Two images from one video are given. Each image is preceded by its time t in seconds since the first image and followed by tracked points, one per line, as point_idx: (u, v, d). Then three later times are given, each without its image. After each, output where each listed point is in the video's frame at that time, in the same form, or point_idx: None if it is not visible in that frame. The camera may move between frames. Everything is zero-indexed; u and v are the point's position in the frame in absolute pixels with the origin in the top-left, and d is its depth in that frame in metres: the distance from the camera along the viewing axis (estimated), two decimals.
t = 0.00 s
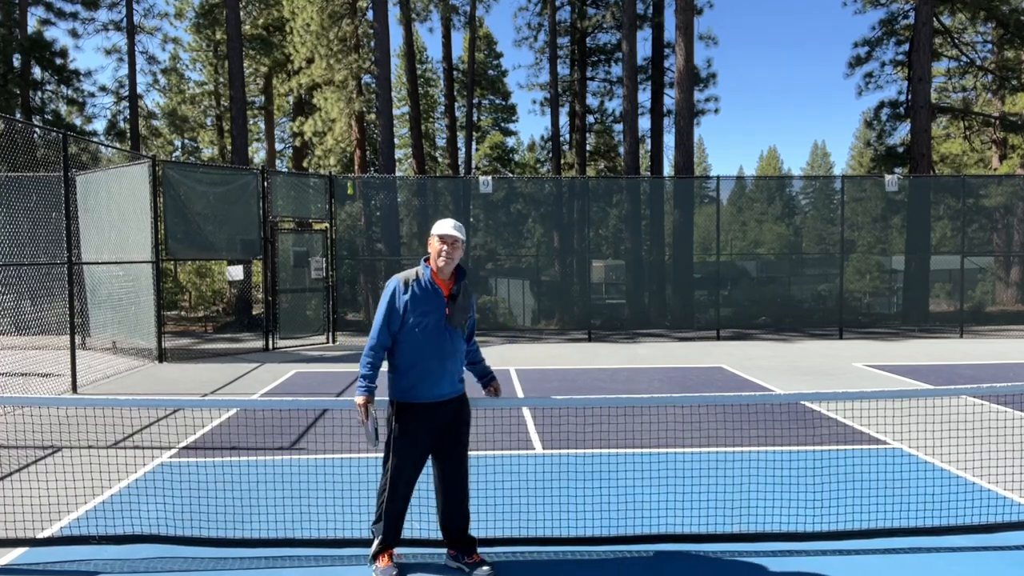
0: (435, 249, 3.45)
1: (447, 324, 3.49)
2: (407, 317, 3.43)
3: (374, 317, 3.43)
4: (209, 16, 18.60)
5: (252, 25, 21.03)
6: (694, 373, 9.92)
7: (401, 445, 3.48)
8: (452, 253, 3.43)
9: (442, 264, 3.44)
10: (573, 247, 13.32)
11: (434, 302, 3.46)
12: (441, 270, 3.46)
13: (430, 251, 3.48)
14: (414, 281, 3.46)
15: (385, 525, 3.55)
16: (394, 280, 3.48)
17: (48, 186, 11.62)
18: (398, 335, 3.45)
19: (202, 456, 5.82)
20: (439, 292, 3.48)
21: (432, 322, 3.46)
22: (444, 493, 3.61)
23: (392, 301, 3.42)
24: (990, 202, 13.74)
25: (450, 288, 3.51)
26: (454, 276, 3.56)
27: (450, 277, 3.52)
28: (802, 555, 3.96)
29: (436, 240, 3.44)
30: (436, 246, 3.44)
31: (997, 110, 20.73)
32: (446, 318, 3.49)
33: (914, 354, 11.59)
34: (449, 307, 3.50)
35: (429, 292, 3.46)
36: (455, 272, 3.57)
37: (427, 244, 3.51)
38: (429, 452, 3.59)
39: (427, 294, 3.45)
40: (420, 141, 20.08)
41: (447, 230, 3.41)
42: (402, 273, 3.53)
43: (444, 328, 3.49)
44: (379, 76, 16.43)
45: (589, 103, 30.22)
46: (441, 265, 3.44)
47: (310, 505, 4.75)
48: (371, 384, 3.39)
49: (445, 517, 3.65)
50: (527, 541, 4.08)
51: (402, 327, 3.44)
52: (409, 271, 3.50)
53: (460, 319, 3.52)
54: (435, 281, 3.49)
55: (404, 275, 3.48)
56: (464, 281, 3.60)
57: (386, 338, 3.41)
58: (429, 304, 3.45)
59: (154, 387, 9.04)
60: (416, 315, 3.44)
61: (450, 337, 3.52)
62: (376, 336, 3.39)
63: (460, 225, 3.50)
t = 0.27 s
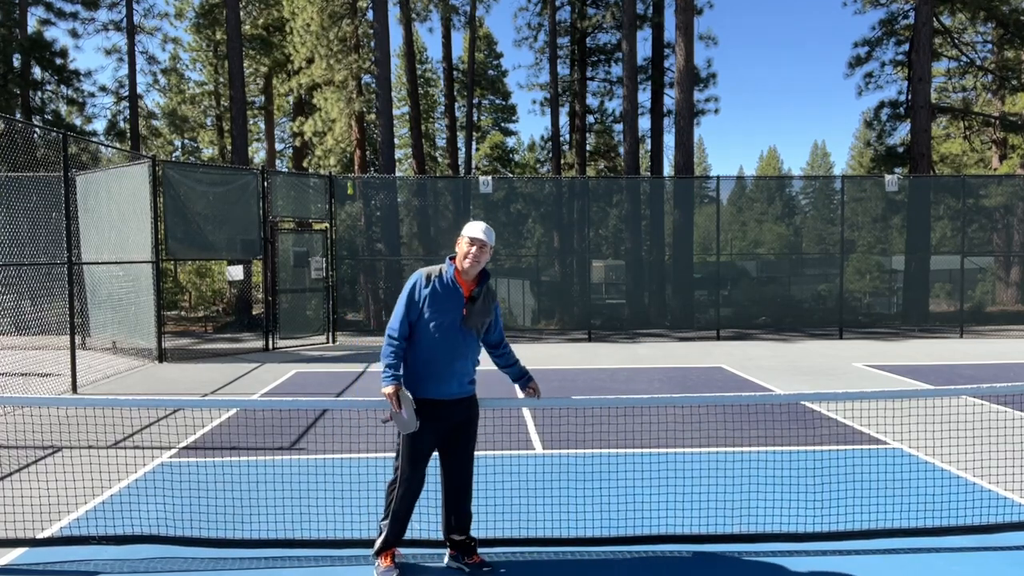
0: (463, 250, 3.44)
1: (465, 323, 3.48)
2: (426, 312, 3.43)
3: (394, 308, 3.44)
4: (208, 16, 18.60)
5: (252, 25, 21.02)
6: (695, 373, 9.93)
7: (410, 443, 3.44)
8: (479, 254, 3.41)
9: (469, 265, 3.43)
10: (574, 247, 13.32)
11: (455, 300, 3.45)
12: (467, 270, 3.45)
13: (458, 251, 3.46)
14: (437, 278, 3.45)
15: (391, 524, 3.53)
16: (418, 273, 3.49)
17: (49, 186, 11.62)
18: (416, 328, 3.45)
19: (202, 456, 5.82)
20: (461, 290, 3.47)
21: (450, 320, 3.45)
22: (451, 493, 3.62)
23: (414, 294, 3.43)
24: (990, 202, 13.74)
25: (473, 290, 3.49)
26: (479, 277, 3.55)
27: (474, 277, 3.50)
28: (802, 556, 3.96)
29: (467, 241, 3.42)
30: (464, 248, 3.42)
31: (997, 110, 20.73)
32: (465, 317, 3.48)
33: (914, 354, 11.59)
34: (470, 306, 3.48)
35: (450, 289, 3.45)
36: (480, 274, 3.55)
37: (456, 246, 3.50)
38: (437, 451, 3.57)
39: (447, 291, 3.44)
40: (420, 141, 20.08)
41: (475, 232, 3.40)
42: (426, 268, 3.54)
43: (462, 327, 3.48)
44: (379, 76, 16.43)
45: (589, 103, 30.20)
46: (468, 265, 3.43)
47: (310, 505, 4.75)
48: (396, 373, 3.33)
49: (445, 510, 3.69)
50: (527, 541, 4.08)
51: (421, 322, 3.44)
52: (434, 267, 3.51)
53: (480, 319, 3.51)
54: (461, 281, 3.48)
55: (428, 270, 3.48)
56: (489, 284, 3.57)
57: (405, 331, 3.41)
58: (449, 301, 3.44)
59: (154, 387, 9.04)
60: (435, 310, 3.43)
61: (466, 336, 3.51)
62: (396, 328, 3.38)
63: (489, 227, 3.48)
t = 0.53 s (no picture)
0: (474, 252, 3.43)
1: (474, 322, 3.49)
2: (435, 310, 3.43)
3: (403, 306, 3.44)
4: (209, 16, 18.60)
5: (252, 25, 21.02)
6: (695, 373, 9.93)
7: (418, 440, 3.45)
8: (489, 255, 3.41)
9: (480, 265, 3.42)
10: (574, 247, 13.32)
11: (464, 298, 3.45)
12: (478, 271, 3.45)
13: (468, 251, 3.46)
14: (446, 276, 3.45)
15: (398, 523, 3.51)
16: (427, 272, 3.49)
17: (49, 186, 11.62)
18: (425, 326, 3.46)
19: (202, 456, 5.82)
20: (470, 289, 3.47)
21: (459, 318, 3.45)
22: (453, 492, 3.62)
23: (424, 292, 3.43)
24: (990, 202, 13.74)
25: (481, 290, 3.52)
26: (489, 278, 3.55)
27: (485, 278, 3.51)
28: (802, 556, 3.96)
29: (477, 242, 3.42)
30: (475, 249, 3.42)
31: (997, 110, 20.72)
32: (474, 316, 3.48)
33: (914, 354, 11.60)
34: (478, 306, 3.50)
35: (459, 288, 3.45)
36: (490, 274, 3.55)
37: (466, 246, 3.50)
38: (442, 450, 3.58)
39: (457, 289, 3.44)
40: (420, 141, 20.08)
41: (486, 233, 3.40)
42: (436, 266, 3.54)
43: (471, 326, 3.49)
44: (379, 76, 16.42)
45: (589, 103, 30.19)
46: (479, 266, 3.43)
47: (310, 505, 4.75)
48: (406, 372, 3.35)
49: (445, 507, 3.71)
50: (526, 542, 4.08)
51: (430, 319, 3.43)
52: (444, 266, 3.51)
53: (489, 319, 3.52)
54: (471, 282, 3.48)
55: (438, 268, 3.48)
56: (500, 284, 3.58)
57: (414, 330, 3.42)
58: (457, 299, 3.44)
59: (154, 387, 9.04)
60: (444, 309, 3.43)
61: (474, 335, 3.51)
62: (405, 327, 3.39)
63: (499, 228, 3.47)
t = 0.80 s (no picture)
0: (472, 250, 3.42)
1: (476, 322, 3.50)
2: (437, 312, 3.43)
3: (404, 309, 3.44)
4: (208, 16, 18.61)
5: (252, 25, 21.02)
6: (695, 373, 9.93)
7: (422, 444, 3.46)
8: (489, 252, 3.41)
9: (480, 262, 3.41)
10: (574, 247, 13.33)
11: (465, 298, 3.45)
12: (478, 269, 3.44)
13: (465, 250, 3.45)
14: (445, 277, 3.45)
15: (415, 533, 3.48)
16: (427, 272, 3.48)
17: (48, 186, 11.62)
18: (427, 329, 3.46)
19: (202, 456, 5.82)
20: (471, 288, 3.47)
21: (461, 319, 3.45)
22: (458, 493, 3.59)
23: (424, 294, 3.42)
24: (990, 202, 13.74)
25: (482, 287, 3.51)
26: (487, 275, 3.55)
27: (484, 275, 3.51)
28: (803, 557, 3.96)
29: (472, 240, 3.42)
30: (473, 247, 3.41)
31: (997, 109, 20.71)
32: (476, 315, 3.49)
33: (914, 354, 11.60)
34: (479, 304, 3.50)
35: (460, 288, 3.45)
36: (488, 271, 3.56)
37: (462, 245, 3.49)
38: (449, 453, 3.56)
39: (457, 290, 3.44)
40: (420, 141, 20.08)
41: (482, 228, 3.40)
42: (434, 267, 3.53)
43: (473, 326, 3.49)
44: (379, 77, 16.43)
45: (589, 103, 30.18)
46: (479, 264, 3.42)
47: (310, 505, 4.76)
48: (405, 378, 3.35)
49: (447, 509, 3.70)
50: (526, 542, 4.07)
51: (433, 321, 3.43)
52: (443, 266, 3.50)
53: (491, 316, 3.53)
54: (471, 281, 3.48)
55: (437, 270, 3.47)
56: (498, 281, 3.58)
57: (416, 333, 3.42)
58: (459, 299, 3.44)
59: (154, 387, 9.04)
60: (446, 310, 3.43)
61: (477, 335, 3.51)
62: (407, 331, 3.39)
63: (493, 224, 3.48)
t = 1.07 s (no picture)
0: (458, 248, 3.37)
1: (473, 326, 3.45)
2: (431, 320, 3.38)
3: (399, 320, 3.39)
4: (208, 16, 18.61)
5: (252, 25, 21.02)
6: (695, 373, 9.93)
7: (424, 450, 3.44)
8: (477, 250, 3.36)
9: (470, 261, 3.36)
10: (574, 247, 13.33)
11: (459, 302, 3.40)
12: (469, 267, 3.38)
13: (453, 251, 3.41)
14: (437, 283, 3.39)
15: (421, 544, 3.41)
16: (418, 279, 3.43)
17: (48, 186, 11.63)
18: (423, 337, 3.41)
19: (202, 456, 5.82)
20: (465, 292, 3.42)
21: (457, 324, 3.40)
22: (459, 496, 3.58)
23: (417, 302, 3.37)
24: (990, 202, 13.74)
25: (475, 288, 3.46)
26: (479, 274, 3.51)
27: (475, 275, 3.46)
28: (803, 557, 3.96)
29: (457, 239, 3.39)
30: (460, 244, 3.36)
31: (996, 110, 20.73)
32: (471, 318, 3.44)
33: (915, 354, 11.60)
34: (474, 307, 3.45)
35: (453, 292, 3.40)
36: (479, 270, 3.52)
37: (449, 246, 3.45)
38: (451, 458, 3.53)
39: (451, 295, 3.39)
40: (420, 141, 20.08)
41: (469, 225, 3.37)
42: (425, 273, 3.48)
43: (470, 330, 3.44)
44: (379, 77, 16.43)
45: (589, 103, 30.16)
46: (468, 262, 3.37)
47: (310, 505, 4.75)
48: (403, 391, 3.31)
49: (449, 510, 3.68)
50: (525, 542, 4.07)
51: (428, 329, 3.39)
52: (433, 271, 3.45)
53: (487, 318, 3.48)
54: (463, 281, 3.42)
55: (428, 276, 3.42)
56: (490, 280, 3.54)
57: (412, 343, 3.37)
58: (453, 304, 3.39)
59: (154, 387, 9.04)
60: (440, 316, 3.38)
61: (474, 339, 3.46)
62: (403, 342, 3.34)
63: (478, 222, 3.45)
